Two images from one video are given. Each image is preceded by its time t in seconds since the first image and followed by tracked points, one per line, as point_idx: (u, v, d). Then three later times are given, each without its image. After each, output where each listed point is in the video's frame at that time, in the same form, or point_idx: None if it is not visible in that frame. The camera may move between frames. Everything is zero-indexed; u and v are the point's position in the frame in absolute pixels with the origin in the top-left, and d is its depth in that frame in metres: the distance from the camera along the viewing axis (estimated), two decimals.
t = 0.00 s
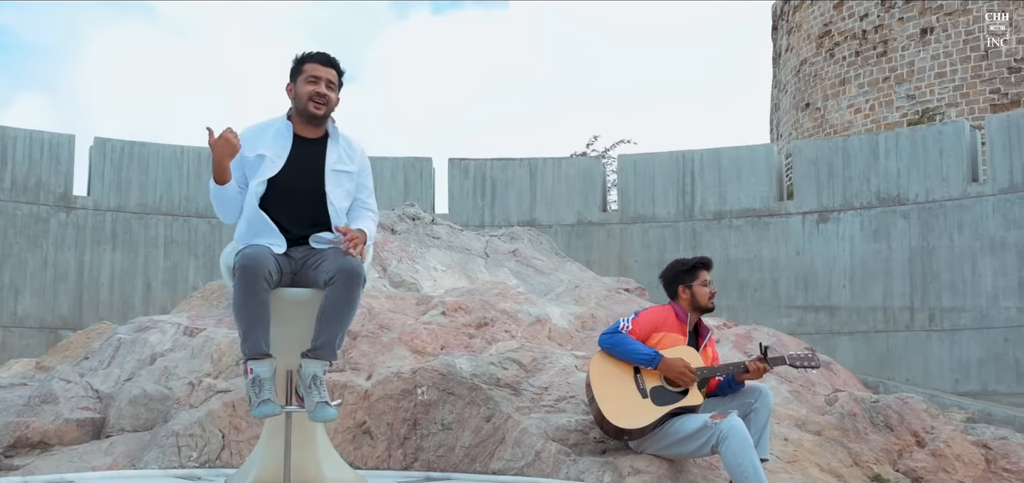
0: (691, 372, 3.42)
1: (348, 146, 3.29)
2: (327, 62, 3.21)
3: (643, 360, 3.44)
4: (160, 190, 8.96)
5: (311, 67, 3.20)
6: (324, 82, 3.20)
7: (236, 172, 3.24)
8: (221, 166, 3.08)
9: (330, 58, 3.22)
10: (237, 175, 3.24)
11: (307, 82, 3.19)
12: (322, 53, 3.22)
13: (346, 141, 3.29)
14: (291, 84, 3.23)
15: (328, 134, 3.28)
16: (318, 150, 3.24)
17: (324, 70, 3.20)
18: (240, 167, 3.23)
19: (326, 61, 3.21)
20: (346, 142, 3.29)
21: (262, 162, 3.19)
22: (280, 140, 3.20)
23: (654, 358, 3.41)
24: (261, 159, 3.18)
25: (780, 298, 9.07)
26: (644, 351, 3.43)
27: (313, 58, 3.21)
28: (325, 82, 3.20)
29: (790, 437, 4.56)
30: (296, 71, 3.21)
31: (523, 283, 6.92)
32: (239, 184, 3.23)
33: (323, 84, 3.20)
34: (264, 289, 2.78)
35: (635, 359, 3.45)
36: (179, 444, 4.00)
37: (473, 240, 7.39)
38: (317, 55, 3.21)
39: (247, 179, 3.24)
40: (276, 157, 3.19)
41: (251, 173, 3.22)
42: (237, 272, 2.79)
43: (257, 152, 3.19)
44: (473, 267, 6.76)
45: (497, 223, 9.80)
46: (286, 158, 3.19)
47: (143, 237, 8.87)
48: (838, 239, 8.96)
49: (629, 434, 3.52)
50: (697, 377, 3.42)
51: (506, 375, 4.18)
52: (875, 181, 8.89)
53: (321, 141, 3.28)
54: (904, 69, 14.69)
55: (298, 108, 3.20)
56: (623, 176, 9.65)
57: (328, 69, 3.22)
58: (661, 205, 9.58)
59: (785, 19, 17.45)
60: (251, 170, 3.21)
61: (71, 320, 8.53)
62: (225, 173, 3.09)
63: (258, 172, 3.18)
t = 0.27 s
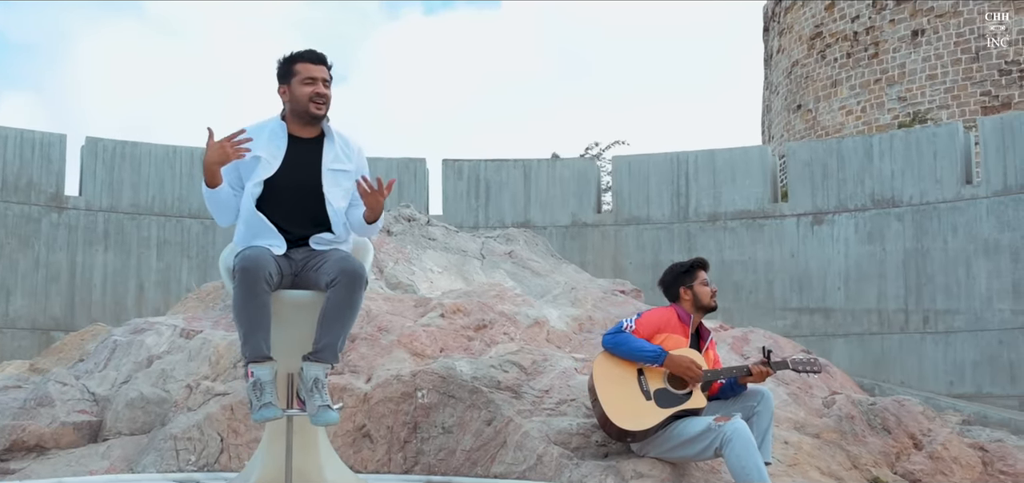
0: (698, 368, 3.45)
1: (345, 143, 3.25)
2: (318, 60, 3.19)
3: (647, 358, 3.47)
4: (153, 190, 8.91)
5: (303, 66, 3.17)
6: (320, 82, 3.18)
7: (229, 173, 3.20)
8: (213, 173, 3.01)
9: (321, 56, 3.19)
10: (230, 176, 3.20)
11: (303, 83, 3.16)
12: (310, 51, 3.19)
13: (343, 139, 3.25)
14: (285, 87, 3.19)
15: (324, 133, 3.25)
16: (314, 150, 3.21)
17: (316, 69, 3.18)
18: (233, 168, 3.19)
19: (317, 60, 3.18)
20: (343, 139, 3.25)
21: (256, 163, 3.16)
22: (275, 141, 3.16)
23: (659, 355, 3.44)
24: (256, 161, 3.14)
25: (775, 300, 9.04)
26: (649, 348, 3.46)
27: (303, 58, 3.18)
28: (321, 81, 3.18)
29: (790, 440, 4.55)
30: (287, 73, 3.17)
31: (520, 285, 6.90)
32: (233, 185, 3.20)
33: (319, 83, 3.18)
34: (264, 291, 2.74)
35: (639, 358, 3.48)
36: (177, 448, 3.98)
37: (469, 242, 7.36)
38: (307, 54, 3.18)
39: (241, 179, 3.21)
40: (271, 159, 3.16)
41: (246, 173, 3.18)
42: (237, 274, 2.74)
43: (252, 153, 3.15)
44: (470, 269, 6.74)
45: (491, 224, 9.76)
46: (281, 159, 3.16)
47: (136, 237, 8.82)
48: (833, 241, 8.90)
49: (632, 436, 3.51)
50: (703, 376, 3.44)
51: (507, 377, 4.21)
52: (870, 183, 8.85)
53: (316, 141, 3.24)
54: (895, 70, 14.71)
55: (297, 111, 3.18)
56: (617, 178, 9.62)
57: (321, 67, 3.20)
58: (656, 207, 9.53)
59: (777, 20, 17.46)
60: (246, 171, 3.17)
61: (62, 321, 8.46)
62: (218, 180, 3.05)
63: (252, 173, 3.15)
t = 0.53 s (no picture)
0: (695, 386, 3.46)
1: (347, 142, 3.23)
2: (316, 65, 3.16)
3: (649, 369, 3.47)
4: (143, 191, 8.85)
5: (302, 72, 3.13)
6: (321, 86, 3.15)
7: (229, 178, 3.19)
8: (207, 173, 3.01)
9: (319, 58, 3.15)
10: (230, 181, 3.18)
11: (307, 88, 3.13)
12: (306, 53, 3.15)
13: (343, 139, 3.23)
14: (285, 93, 3.14)
15: (325, 133, 3.22)
16: (313, 150, 3.18)
17: (317, 72, 3.15)
18: (233, 171, 3.18)
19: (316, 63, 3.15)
20: (344, 138, 3.23)
21: (254, 164, 3.13)
22: (272, 142, 3.13)
23: (660, 367, 3.45)
24: (253, 161, 3.11)
25: (768, 303, 9.05)
26: (650, 360, 3.47)
27: (302, 63, 3.14)
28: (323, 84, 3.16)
29: (790, 443, 4.56)
30: (287, 78, 3.12)
31: (515, 287, 6.87)
32: (234, 189, 3.17)
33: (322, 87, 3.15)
34: (268, 294, 2.71)
35: (641, 368, 3.49)
36: (176, 452, 3.99)
37: (464, 243, 7.33)
38: (306, 57, 3.14)
39: (240, 181, 3.18)
40: (270, 159, 3.13)
41: (244, 176, 3.16)
42: (240, 276, 2.71)
43: (250, 154, 3.13)
44: (465, 270, 6.71)
45: (484, 226, 9.72)
46: (279, 160, 3.13)
47: (126, 238, 8.75)
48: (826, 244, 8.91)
49: (635, 442, 3.54)
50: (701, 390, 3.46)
51: (509, 381, 4.23)
52: (863, 185, 8.86)
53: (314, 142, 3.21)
54: (885, 73, 14.75)
55: (302, 116, 3.14)
56: (611, 178, 9.58)
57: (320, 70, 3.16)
58: (650, 209, 9.52)
59: (767, 22, 17.48)
60: (245, 173, 3.15)
61: (52, 322, 8.40)
62: (214, 182, 3.03)
63: (250, 174, 3.12)
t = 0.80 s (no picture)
0: (700, 390, 3.46)
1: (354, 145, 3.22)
2: (307, 75, 3.12)
3: (651, 374, 3.48)
4: (133, 190, 8.78)
5: (293, 84, 3.12)
6: (312, 97, 3.11)
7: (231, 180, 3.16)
8: (209, 176, 2.98)
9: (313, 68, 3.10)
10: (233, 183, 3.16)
11: (296, 99, 3.11)
12: (303, 62, 3.11)
13: (351, 142, 3.21)
14: (281, 103, 3.15)
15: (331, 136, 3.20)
16: (317, 153, 3.16)
17: (309, 83, 3.10)
18: (236, 174, 3.15)
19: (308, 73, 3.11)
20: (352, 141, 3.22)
21: (257, 167, 3.11)
22: (274, 145, 3.11)
23: (662, 372, 3.46)
24: (256, 164, 3.09)
25: (761, 304, 9.05)
26: (653, 365, 3.47)
27: (293, 74, 3.11)
28: (314, 96, 3.11)
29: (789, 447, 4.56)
30: (281, 88, 3.12)
31: (510, 288, 6.84)
32: (237, 192, 3.14)
33: (312, 98, 3.11)
34: (275, 299, 2.70)
35: (642, 373, 3.49)
36: (175, 456, 4.00)
37: (458, 244, 7.31)
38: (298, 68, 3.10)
39: (244, 184, 3.14)
40: (272, 162, 3.11)
41: (247, 179, 3.13)
42: (247, 280, 2.70)
43: (252, 157, 3.11)
44: (460, 272, 6.67)
45: (476, 226, 9.67)
46: (281, 163, 3.10)
47: (116, 238, 8.69)
48: (819, 246, 8.92)
49: (638, 448, 3.51)
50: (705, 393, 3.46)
51: (511, 384, 4.22)
52: (856, 188, 8.88)
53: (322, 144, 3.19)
54: (874, 75, 14.80)
55: (293, 127, 3.13)
56: (604, 180, 9.59)
57: (314, 81, 3.12)
58: (642, 210, 9.51)
59: (757, 24, 17.51)
60: (247, 176, 3.12)
61: (41, 322, 8.34)
62: (216, 186, 3.01)
63: (253, 177, 3.10)
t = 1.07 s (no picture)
0: (701, 392, 3.47)
1: (360, 150, 3.32)
2: (307, 77, 3.18)
3: (653, 378, 3.47)
4: (125, 189, 8.73)
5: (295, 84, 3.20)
6: (304, 101, 3.19)
7: (235, 184, 3.25)
8: (213, 181, 3.08)
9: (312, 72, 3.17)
10: (236, 187, 3.25)
11: (292, 100, 3.20)
12: (309, 65, 3.19)
13: (357, 147, 3.32)
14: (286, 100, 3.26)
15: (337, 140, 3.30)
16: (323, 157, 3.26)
17: (305, 86, 3.18)
18: (239, 178, 3.24)
19: (306, 77, 3.18)
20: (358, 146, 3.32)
21: (259, 171, 3.20)
22: (276, 148, 3.19)
23: (664, 376, 3.45)
24: (258, 168, 3.18)
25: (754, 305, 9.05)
26: (655, 369, 3.47)
27: (296, 73, 3.19)
28: (306, 100, 3.19)
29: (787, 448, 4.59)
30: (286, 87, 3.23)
31: (506, 289, 6.82)
32: (240, 196, 3.23)
33: (304, 102, 3.19)
34: (281, 302, 2.78)
35: (645, 377, 3.49)
36: (174, 458, 4.01)
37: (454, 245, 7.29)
38: (299, 70, 3.19)
39: (247, 187, 3.24)
40: (274, 165, 3.20)
41: (250, 182, 3.22)
42: (254, 283, 2.79)
43: (255, 161, 3.20)
44: (455, 273, 6.65)
45: (469, 227, 9.62)
46: (283, 166, 3.20)
47: (108, 237, 8.63)
48: (813, 247, 8.93)
49: (640, 452, 3.51)
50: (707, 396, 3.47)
51: (511, 387, 4.24)
52: (850, 189, 8.89)
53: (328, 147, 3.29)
54: (865, 77, 14.83)
55: (287, 127, 3.24)
56: (598, 181, 9.58)
57: (310, 85, 3.19)
58: (636, 211, 9.51)
59: (748, 25, 17.52)
60: (250, 180, 3.21)
61: (31, 321, 8.28)
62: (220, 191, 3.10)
63: (255, 180, 3.19)
